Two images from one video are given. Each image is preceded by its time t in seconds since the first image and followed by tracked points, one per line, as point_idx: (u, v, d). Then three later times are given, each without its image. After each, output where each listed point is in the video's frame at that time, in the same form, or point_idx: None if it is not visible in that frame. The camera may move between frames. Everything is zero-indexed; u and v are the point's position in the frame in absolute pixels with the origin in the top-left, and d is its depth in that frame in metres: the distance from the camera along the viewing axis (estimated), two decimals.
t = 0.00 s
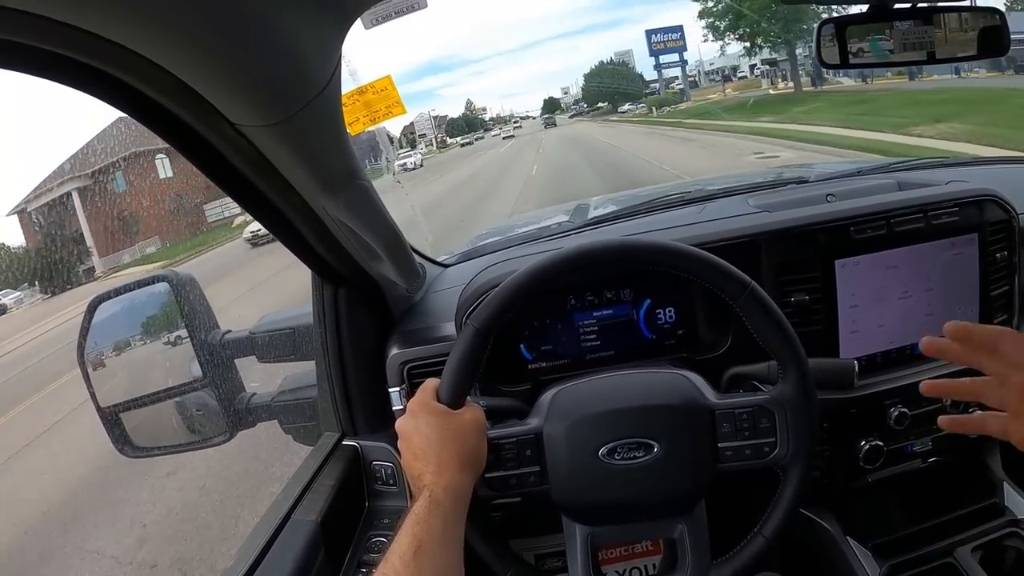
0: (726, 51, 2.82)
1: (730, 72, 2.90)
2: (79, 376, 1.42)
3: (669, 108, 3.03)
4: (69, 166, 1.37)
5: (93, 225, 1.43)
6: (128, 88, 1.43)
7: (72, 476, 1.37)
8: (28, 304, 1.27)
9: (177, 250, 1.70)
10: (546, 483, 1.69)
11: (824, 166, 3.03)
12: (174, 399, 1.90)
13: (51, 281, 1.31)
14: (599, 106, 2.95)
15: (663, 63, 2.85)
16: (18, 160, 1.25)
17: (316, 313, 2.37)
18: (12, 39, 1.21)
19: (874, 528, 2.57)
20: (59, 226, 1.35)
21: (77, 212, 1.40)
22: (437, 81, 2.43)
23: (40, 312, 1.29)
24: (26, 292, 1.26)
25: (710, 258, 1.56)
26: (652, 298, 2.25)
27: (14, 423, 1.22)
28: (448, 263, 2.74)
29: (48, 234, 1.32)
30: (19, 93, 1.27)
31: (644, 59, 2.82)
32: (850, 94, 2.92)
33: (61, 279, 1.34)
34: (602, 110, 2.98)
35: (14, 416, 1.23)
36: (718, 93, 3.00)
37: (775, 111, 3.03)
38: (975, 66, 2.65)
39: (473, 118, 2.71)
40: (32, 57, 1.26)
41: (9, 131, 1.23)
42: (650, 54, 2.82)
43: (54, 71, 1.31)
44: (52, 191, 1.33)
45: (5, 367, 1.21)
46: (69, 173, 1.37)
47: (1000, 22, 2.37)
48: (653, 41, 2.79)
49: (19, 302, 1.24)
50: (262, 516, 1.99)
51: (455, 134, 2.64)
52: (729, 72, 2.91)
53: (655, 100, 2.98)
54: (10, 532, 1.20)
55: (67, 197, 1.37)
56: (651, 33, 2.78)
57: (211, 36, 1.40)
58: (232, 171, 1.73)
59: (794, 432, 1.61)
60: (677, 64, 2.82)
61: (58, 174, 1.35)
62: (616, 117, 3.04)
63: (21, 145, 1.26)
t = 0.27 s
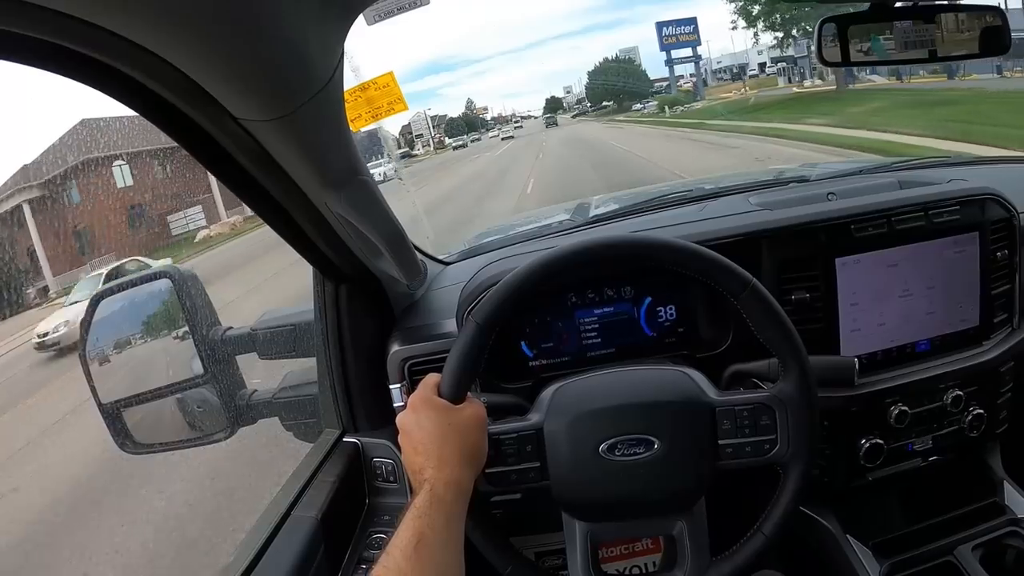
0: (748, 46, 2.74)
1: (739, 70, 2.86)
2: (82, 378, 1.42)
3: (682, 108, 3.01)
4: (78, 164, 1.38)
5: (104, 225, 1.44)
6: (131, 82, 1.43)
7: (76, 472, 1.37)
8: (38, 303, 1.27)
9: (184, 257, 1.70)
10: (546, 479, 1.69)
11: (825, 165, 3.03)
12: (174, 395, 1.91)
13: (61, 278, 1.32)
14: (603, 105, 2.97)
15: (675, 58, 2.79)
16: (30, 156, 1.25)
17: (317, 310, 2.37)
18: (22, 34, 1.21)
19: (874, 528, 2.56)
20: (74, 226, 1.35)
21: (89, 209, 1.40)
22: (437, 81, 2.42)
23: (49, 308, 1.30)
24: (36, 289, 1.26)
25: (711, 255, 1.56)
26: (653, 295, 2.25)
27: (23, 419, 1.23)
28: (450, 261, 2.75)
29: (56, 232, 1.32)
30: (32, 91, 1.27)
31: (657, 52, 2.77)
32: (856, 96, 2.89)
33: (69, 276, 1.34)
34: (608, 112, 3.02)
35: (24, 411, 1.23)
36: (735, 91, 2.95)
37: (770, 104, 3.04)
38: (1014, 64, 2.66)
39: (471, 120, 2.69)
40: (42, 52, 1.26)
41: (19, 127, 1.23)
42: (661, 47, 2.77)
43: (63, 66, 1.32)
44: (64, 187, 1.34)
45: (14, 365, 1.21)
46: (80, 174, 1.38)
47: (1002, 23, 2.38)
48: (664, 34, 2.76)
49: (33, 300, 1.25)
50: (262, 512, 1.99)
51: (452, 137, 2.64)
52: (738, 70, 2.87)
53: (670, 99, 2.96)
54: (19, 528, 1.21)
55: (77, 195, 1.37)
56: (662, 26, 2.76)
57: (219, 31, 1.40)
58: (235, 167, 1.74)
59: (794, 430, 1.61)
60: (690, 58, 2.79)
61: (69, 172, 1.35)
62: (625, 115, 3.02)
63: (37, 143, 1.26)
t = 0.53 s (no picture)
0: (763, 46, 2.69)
1: (746, 69, 2.78)
2: (80, 378, 1.41)
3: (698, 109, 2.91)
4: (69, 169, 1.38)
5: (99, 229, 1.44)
6: (125, 91, 1.43)
7: (73, 476, 1.37)
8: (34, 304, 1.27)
9: (179, 254, 1.69)
10: (543, 484, 1.68)
11: (826, 168, 3.02)
12: (173, 400, 1.91)
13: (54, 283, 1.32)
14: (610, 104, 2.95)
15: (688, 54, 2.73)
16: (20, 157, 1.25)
17: (316, 314, 2.37)
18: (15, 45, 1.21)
19: (874, 533, 2.57)
20: (66, 229, 1.35)
21: (83, 212, 1.40)
22: (439, 81, 2.41)
23: (47, 315, 1.29)
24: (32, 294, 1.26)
25: (709, 263, 1.56)
26: (652, 300, 2.24)
27: (18, 424, 1.23)
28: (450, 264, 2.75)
29: (53, 237, 1.32)
30: (21, 97, 1.27)
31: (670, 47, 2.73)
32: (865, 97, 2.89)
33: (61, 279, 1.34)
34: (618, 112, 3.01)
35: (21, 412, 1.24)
36: (751, 90, 2.87)
37: (771, 105, 3.02)
38: None
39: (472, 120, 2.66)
40: (33, 64, 1.26)
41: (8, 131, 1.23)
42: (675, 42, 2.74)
43: (56, 78, 1.32)
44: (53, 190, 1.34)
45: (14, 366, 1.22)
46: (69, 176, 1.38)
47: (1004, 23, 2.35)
48: (677, 28, 2.74)
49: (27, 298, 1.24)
50: (261, 516, 1.99)
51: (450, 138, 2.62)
52: (747, 70, 2.79)
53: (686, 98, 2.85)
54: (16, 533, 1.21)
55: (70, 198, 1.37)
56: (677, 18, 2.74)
57: (210, 41, 1.40)
58: (231, 175, 1.74)
59: (792, 440, 1.61)
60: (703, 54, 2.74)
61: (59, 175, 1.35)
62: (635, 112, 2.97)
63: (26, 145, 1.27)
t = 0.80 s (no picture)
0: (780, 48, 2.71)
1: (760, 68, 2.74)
2: (80, 376, 1.40)
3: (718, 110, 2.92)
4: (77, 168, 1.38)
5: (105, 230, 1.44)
6: (125, 89, 1.42)
7: (75, 478, 1.37)
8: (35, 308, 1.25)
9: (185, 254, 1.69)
10: (547, 489, 1.70)
11: (828, 169, 3.02)
12: (175, 401, 1.90)
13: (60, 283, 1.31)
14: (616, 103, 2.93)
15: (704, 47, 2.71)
16: (22, 154, 1.24)
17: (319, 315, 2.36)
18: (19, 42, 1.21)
19: (878, 533, 2.56)
20: (74, 230, 1.35)
21: (87, 211, 1.39)
22: (441, 82, 2.43)
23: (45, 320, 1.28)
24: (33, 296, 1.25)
25: (713, 262, 1.55)
26: (656, 300, 2.23)
27: (16, 426, 1.22)
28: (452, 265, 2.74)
29: (56, 238, 1.31)
30: (21, 95, 1.27)
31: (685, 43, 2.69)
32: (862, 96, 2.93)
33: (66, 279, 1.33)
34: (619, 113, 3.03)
35: (21, 415, 1.23)
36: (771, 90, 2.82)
37: (780, 107, 3.00)
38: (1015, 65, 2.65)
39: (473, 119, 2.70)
40: (38, 63, 1.27)
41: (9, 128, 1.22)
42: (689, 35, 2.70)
43: (60, 76, 1.32)
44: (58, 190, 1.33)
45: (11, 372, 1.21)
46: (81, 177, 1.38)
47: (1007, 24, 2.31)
48: (693, 21, 2.70)
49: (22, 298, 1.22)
50: (263, 517, 1.99)
51: (451, 139, 2.64)
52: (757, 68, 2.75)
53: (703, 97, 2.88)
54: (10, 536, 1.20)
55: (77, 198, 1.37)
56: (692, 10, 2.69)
57: (217, 41, 1.40)
58: (233, 174, 1.73)
59: (796, 436, 1.61)
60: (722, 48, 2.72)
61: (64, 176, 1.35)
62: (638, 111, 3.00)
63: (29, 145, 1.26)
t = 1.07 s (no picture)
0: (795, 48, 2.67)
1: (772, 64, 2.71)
2: (79, 375, 1.35)
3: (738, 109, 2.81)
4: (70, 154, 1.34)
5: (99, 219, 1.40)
6: (117, 70, 1.39)
7: (74, 477, 1.32)
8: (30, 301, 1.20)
9: (179, 250, 1.65)
10: (553, 486, 1.63)
11: (834, 162, 2.97)
12: (174, 397, 1.85)
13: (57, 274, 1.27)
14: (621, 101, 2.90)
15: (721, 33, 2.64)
16: (17, 144, 1.19)
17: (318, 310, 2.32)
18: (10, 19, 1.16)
19: (887, 529, 2.52)
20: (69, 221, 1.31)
21: (80, 201, 1.35)
22: (443, 79, 2.43)
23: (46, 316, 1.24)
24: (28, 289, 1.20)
25: (723, 251, 1.51)
26: (661, 294, 2.19)
27: (19, 421, 1.17)
28: (453, 261, 2.69)
29: (52, 227, 1.26)
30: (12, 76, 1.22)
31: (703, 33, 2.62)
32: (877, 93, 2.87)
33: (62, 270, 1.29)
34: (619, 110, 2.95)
35: (19, 411, 1.17)
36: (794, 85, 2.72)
37: (793, 107, 2.89)
38: None
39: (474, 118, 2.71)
40: (32, 41, 1.22)
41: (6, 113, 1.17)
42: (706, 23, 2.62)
43: (51, 57, 1.27)
44: (54, 179, 1.29)
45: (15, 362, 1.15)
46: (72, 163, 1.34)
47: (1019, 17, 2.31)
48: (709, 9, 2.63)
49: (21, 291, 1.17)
50: (263, 516, 1.95)
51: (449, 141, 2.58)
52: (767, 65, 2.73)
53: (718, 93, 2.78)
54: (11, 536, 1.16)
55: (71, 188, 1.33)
56: None
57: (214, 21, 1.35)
58: (226, 158, 1.69)
59: (808, 431, 1.58)
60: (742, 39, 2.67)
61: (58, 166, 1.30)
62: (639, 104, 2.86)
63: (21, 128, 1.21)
